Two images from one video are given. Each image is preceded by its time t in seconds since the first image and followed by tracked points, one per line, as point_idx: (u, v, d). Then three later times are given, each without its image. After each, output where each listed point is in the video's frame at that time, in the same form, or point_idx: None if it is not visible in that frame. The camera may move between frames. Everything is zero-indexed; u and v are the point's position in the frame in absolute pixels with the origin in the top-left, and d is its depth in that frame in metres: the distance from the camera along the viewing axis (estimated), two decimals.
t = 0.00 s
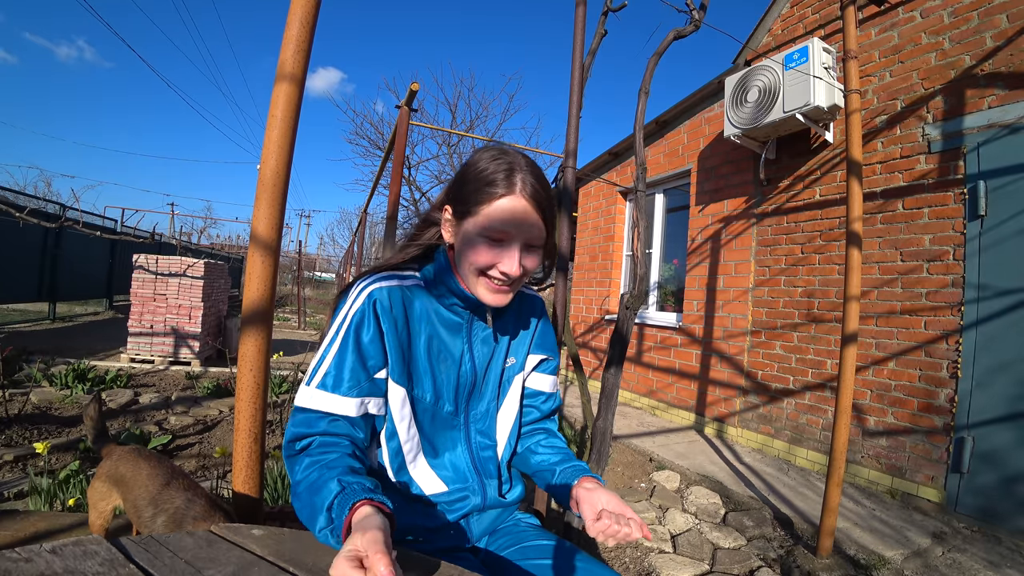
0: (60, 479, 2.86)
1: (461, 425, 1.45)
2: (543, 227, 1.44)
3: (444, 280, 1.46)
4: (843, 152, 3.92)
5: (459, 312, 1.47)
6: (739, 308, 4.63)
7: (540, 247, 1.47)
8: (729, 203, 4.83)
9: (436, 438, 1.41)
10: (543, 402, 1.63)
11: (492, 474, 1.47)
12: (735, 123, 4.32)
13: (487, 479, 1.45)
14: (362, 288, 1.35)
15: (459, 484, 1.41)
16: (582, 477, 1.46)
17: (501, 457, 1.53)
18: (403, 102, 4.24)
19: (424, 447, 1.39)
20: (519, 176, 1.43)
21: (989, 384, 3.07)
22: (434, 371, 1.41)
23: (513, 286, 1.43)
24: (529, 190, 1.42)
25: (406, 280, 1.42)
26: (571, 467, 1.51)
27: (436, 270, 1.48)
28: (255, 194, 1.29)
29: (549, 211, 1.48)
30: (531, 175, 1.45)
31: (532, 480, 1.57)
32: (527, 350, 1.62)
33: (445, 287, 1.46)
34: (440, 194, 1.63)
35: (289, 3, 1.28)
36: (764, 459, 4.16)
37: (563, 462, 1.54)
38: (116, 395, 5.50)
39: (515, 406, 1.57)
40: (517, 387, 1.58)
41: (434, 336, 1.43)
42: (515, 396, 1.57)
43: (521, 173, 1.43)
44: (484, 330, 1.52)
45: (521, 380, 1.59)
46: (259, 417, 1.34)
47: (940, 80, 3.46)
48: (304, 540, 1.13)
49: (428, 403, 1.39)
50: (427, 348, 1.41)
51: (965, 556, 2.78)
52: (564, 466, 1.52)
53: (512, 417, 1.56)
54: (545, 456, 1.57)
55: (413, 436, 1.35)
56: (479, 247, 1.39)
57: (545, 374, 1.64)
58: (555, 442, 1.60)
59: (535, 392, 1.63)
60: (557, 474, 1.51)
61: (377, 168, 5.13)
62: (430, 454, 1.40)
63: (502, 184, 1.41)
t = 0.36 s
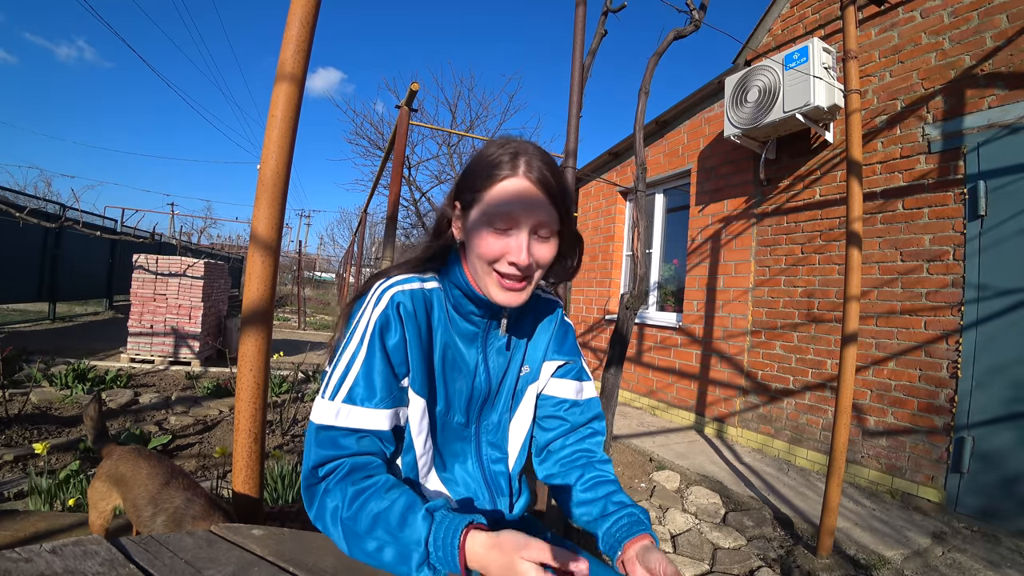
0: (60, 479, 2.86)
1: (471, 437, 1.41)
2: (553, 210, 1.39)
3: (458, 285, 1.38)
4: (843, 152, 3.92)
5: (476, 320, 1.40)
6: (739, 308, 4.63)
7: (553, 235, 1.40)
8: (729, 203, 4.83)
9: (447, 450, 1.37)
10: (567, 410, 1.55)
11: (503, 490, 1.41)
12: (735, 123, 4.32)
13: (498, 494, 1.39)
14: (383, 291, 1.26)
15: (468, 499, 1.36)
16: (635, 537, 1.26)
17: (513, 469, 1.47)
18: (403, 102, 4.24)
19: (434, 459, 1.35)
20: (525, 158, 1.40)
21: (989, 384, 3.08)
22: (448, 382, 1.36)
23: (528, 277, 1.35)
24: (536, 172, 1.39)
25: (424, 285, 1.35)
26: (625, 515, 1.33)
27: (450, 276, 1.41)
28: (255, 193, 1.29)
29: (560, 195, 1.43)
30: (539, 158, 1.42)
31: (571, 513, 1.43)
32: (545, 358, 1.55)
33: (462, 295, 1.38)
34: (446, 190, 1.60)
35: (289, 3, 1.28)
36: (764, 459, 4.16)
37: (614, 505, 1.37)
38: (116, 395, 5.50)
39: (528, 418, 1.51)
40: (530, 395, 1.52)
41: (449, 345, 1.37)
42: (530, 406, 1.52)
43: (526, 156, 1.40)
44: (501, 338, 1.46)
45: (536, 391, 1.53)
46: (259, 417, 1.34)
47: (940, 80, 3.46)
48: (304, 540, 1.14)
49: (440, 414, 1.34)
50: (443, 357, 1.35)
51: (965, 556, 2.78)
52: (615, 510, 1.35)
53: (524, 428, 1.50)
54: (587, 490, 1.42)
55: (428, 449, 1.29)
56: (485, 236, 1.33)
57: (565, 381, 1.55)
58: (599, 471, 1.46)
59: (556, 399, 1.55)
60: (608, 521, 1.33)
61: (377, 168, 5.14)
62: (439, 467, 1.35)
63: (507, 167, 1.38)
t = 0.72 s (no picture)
0: (60, 479, 2.86)
1: (482, 452, 1.40)
2: (548, 190, 1.40)
3: (466, 294, 1.34)
4: (843, 152, 3.92)
5: (487, 334, 1.38)
6: (739, 308, 4.63)
7: (552, 220, 1.40)
8: (729, 203, 4.82)
9: (456, 466, 1.37)
10: (572, 422, 1.53)
11: (512, 508, 1.39)
12: (735, 123, 4.32)
13: (506, 512, 1.37)
14: (388, 310, 1.22)
15: (478, 517, 1.34)
16: (651, 568, 1.26)
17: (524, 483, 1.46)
18: (403, 102, 4.24)
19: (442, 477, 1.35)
20: (515, 143, 1.43)
21: (989, 384, 3.07)
22: (459, 398, 1.35)
23: (528, 263, 1.34)
24: (526, 155, 1.41)
25: (431, 300, 1.32)
26: (636, 543, 1.32)
27: (457, 285, 1.37)
28: (255, 194, 1.29)
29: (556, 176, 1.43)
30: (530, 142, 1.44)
31: (575, 533, 1.43)
32: (555, 370, 1.54)
33: (473, 305, 1.35)
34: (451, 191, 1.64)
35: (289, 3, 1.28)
36: (764, 459, 4.16)
37: (624, 530, 1.37)
38: (116, 395, 5.50)
39: (538, 430, 1.51)
40: (542, 408, 1.52)
41: (459, 361, 1.35)
42: (541, 419, 1.52)
43: (516, 141, 1.43)
44: (511, 351, 1.45)
45: (546, 403, 1.53)
46: (259, 417, 1.34)
47: (940, 80, 3.46)
48: (304, 541, 1.14)
49: (449, 431, 1.34)
50: (453, 375, 1.33)
51: (965, 556, 2.77)
52: (627, 536, 1.35)
53: (535, 441, 1.50)
54: (592, 513, 1.41)
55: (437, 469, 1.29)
56: (480, 226, 1.35)
57: (575, 393, 1.54)
58: (606, 492, 1.45)
59: (565, 412, 1.53)
60: (618, 547, 1.34)
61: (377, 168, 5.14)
62: (447, 483, 1.36)
63: (497, 151, 1.42)
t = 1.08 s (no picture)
0: (60, 479, 2.86)
1: (479, 457, 1.40)
2: (546, 192, 1.39)
3: (463, 299, 1.34)
4: (843, 152, 3.92)
5: (485, 338, 1.37)
6: (739, 308, 4.63)
7: (550, 223, 1.40)
8: (729, 203, 4.82)
9: (452, 471, 1.37)
10: (573, 426, 1.53)
11: (510, 514, 1.40)
12: (735, 123, 4.32)
13: (503, 517, 1.38)
14: (380, 314, 1.22)
15: (475, 523, 1.35)
16: (650, 571, 1.26)
17: (523, 486, 1.48)
18: (403, 102, 4.25)
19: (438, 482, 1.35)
20: (514, 144, 1.42)
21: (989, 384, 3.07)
22: (455, 404, 1.35)
23: (525, 270, 1.33)
24: (525, 155, 1.40)
25: (425, 303, 1.32)
26: (636, 546, 1.32)
27: (454, 289, 1.37)
28: (255, 193, 1.29)
29: (555, 176, 1.43)
30: (529, 142, 1.44)
31: (575, 536, 1.43)
32: (555, 375, 1.54)
33: (469, 310, 1.34)
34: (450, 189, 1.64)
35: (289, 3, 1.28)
36: (765, 459, 4.16)
37: (624, 533, 1.37)
38: (116, 395, 5.50)
39: (538, 434, 1.51)
40: (542, 413, 1.52)
41: (455, 365, 1.35)
42: (540, 423, 1.52)
43: (514, 141, 1.43)
44: (509, 356, 1.45)
45: (546, 407, 1.53)
46: (259, 417, 1.34)
47: (940, 80, 3.46)
48: (303, 541, 1.14)
49: (445, 437, 1.34)
50: (449, 379, 1.33)
51: (965, 556, 2.77)
52: (626, 539, 1.35)
53: (534, 445, 1.51)
54: (592, 515, 1.41)
55: (432, 476, 1.29)
56: (476, 232, 1.35)
57: (575, 397, 1.54)
58: (606, 495, 1.45)
59: (565, 416, 1.53)
60: (617, 549, 1.34)
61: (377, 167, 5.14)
62: (444, 489, 1.36)
63: (494, 151, 1.41)
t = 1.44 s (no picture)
0: (60, 479, 2.86)
1: (477, 453, 1.40)
2: (538, 188, 1.39)
3: (455, 296, 1.35)
4: (843, 152, 3.92)
5: (478, 334, 1.38)
6: (739, 307, 4.63)
7: (542, 218, 1.41)
8: (729, 203, 4.83)
9: (450, 469, 1.36)
10: (569, 420, 1.54)
11: (509, 509, 1.40)
12: (735, 123, 4.32)
13: (502, 513, 1.38)
14: (372, 312, 1.22)
15: (475, 520, 1.35)
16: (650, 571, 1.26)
17: (522, 483, 1.48)
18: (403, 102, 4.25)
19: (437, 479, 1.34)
20: (504, 141, 1.42)
21: (989, 383, 3.07)
22: (450, 400, 1.35)
23: (518, 267, 1.34)
24: (515, 153, 1.40)
25: (417, 301, 1.32)
26: (636, 546, 1.33)
27: (447, 286, 1.37)
28: (255, 193, 1.29)
29: (546, 172, 1.43)
30: (519, 138, 1.43)
31: (575, 534, 1.42)
32: (549, 369, 1.55)
33: (462, 307, 1.35)
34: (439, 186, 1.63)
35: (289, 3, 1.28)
36: (765, 459, 4.16)
37: (623, 532, 1.36)
38: (116, 395, 5.50)
39: (534, 429, 1.52)
40: (537, 407, 1.53)
41: (449, 361, 1.35)
42: (536, 417, 1.52)
43: (505, 138, 1.42)
44: (502, 350, 1.45)
45: (541, 401, 1.53)
46: (259, 417, 1.34)
47: (940, 80, 3.46)
48: (303, 541, 1.14)
49: (442, 434, 1.34)
50: (442, 375, 1.33)
51: (965, 556, 2.77)
52: (626, 538, 1.35)
53: (530, 440, 1.51)
54: (591, 513, 1.41)
55: (429, 474, 1.29)
56: (468, 229, 1.35)
57: (569, 390, 1.54)
58: (604, 492, 1.45)
59: (560, 409, 1.54)
60: (617, 549, 1.34)
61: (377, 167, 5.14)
62: (443, 486, 1.35)
63: (484, 150, 1.40)
